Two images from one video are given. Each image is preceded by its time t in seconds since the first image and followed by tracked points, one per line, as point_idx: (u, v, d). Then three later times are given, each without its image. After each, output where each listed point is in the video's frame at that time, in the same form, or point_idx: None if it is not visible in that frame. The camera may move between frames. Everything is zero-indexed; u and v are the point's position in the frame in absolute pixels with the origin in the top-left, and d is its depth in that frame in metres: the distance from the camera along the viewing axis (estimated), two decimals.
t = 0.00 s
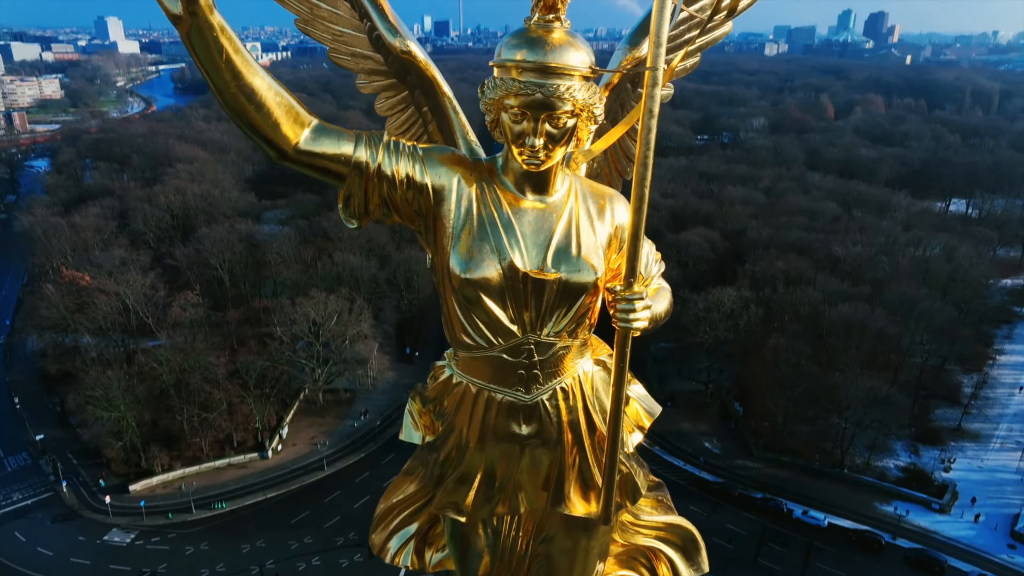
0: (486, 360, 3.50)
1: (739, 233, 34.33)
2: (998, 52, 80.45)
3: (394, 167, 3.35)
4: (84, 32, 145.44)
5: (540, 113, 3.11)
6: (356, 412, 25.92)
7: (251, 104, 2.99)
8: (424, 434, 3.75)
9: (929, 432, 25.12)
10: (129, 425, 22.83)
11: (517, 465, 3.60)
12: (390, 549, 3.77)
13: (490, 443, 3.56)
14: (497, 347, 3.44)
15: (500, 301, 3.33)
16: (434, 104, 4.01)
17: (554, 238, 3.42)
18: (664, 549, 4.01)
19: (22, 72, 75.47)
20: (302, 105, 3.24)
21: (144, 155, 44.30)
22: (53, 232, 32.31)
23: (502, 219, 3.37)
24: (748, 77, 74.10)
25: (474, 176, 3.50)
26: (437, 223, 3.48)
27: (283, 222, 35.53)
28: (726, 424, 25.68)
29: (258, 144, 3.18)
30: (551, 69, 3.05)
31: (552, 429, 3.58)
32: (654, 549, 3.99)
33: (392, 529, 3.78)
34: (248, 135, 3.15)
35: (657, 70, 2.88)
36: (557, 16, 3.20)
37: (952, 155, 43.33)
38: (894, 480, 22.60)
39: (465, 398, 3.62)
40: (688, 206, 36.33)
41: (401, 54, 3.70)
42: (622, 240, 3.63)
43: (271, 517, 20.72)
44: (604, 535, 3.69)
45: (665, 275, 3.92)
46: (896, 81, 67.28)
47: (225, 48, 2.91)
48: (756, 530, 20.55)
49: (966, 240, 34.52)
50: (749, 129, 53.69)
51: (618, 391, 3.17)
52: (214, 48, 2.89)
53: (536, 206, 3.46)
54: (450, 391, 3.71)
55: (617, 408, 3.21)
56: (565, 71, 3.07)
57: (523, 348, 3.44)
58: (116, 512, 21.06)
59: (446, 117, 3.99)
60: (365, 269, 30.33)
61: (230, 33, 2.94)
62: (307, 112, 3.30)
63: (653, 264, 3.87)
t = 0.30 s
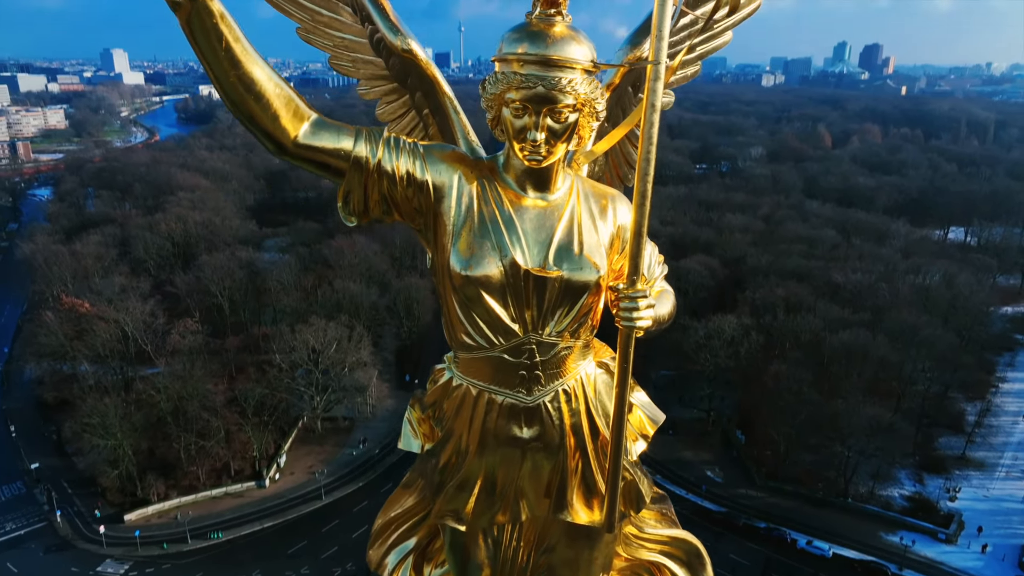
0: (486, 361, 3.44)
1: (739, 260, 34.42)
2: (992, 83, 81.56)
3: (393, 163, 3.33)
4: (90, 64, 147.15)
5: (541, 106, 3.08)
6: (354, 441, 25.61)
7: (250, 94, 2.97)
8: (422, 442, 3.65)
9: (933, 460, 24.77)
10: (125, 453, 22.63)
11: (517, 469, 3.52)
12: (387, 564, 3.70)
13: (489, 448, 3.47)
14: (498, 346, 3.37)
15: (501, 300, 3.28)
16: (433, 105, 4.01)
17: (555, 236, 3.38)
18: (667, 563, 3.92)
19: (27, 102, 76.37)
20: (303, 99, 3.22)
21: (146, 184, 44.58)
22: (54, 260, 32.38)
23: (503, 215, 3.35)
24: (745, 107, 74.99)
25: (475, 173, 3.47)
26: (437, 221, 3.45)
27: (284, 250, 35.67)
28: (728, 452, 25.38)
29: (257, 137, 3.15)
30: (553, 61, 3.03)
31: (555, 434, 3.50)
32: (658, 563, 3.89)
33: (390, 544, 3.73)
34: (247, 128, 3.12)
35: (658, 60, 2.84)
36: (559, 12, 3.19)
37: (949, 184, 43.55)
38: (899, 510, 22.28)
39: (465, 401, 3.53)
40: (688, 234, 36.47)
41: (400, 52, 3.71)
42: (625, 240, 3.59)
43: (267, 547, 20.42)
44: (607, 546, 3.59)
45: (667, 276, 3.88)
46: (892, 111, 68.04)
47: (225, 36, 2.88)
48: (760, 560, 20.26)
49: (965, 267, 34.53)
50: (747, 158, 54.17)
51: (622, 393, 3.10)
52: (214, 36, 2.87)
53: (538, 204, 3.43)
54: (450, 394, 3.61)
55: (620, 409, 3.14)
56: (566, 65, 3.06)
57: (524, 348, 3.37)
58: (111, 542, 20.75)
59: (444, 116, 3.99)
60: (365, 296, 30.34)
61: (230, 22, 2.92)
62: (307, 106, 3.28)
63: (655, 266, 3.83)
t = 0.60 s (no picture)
0: (487, 359, 3.37)
1: (739, 291, 34.49)
2: (986, 117, 82.51)
3: (395, 157, 3.28)
4: (95, 100, 149.04)
5: (544, 99, 3.06)
6: (353, 473, 25.23)
7: (250, 84, 2.89)
8: (422, 450, 3.65)
9: (939, 494, 24.42)
10: (120, 485, 22.34)
11: (518, 474, 3.41)
12: None
13: (492, 452, 3.38)
14: (499, 344, 3.32)
15: (503, 297, 3.24)
16: (435, 109, 3.90)
17: (557, 233, 3.35)
18: None
19: (32, 136, 77.21)
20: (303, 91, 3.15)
21: (148, 216, 44.78)
22: (54, 292, 32.38)
23: (504, 212, 3.32)
24: (742, 141, 75.78)
25: (477, 169, 3.44)
26: (437, 217, 3.41)
27: (284, 281, 35.74)
28: (731, 484, 25.03)
29: (256, 128, 3.07)
30: (555, 54, 3.02)
31: (557, 437, 3.41)
32: None
33: (389, 561, 3.62)
34: (245, 118, 3.04)
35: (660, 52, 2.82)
36: (561, 7, 3.18)
37: (946, 216, 43.79)
38: (906, 544, 21.90)
39: (466, 403, 3.45)
40: (687, 265, 36.60)
41: (402, 52, 3.63)
42: (627, 239, 3.56)
43: None
44: (610, 555, 3.52)
45: (671, 277, 3.81)
46: (888, 145, 68.70)
47: (225, 22, 2.80)
48: None
49: (965, 298, 34.53)
50: (746, 191, 54.56)
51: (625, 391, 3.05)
52: (215, 21, 2.78)
53: (539, 200, 3.40)
54: (450, 396, 3.55)
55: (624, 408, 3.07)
56: (569, 57, 3.04)
57: (526, 347, 3.31)
58: None
59: (445, 119, 3.86)
60: (365, 327, 30.31)
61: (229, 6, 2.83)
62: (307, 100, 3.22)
63: (658, 266, 3.78)
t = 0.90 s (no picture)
0: (488, 358, 3.27)
1: (739, 318, 34.46)
2: (982, 147, 83.17)
3: (397, 152, 3.18)
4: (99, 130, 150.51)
5: (546, 91, 3.01)
6: (352, 502, 24.70)
7: (251, 72, 2.78)
8: (421, 456, 3.57)
9: (945, 523, 23.99)
10: (115, 514, 22.02)
11: (519, 475, 3.32)
12: None
13: (493, 456, 3.28)
14: (501, 342, 3.22)
15: (505, 292, 3.15)
16: (437, 110, 3.76)
17: (558, 229, 3.27)
18: None
19: (36, 166, 77.82)
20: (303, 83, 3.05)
21: (148, 244, 44.90)
22: (54, 318, 32.34)
23: (506, 207, 3.24)
24: (741, 170, 76.32)
25: (477, 165, 3.36)
26: (437, 213, 3.31)
27: (284, 309, 35.76)
28: (734, 513, 24.56)
29: (255, 120, 2.97)
30: (556, 47, 2.97)
31: (560, 438, 3.31)
32: None
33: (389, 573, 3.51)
34: (245, 108, 2.92)
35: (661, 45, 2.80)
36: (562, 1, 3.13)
37: (945, 244, 43.90)
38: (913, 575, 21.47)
39: (467, 405, 3.34)
40: (687, 292, 36.65)
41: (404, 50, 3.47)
42: (629, 237, 3.49)
43: None
44: (614, 562, 3.44)
45: (674, 275, 3.71)
46: (886, 174, 69.09)
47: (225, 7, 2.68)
48: None
49: (966, 325, 34.44)
50: (745, 218, 54.72)
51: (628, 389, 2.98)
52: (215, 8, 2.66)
53: (541, 197, 3.33)
54: (450, 397, 3.44)
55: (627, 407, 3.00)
56: (571, 50, 2.99)
57: (528, 345, 3.22)
58: None
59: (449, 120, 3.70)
60: (364, 354, 30.21)
61: None
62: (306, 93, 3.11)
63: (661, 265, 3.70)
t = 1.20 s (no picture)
0: (490, 355, 3.13)
1: (739, 349, 34.34)
2: (978, 180, 83.80)
3: (397, 144, 3.06)
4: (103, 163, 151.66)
5: (548, 83, 2.89)
6: (348, 536, 24.23)
7: (251, 62, 2.69)
8: (420, 462, 3.40)
9: (953, 558, 23.39)
10: (108, 549, 21.62)
11: (520, 477, 3.15)
12: None
13: (494, 460, 3.11)
14: (503, 339, 3.08)
15: (506, 288, 3.03)
16: (437, 112, 3.73)
17: (560, 225, 3.15)
18: None
19: (39, 198, 78.34)
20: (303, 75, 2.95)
21: (149, 276, 44.99)
22: (52, 350, 32.21)
23: (508, 203, 3.12)
24: (739, 203, 76.82)
25: (479, 160, 3.23)
26: (436, 208, 3.18)
27: (284, 341, 35.70)
28: (736, 548, 24.23)
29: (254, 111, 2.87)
30: (558, 39, 2.86)
31: (561, 438, 3.15)
32: None
33: None
34: (245, 98, 2.82)
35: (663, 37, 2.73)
36: None
37: (944, 276, 43.93)
38: None
39: (468, 402, 3.18)
40: (687, 324, 36.58)
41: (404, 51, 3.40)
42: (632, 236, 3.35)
43: None
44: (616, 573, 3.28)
45: (676, 275, 3.60)
46: (883, 206, 69.50)
47: None
48: None
49: (968, 357, 34.27)
50: (744, 250, 54.80)
51: (632, 389, 2.86)
52: None
53: (542, 193, 3.21)
54: (449, 398, 3.27)
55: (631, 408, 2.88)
56: (573, 41, 2.88)
57: (529, 342, 3.09)
58: None
59: (448, 120, 3.66)
60: (362, 385, 30.05)
61: None
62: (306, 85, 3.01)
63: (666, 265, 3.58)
